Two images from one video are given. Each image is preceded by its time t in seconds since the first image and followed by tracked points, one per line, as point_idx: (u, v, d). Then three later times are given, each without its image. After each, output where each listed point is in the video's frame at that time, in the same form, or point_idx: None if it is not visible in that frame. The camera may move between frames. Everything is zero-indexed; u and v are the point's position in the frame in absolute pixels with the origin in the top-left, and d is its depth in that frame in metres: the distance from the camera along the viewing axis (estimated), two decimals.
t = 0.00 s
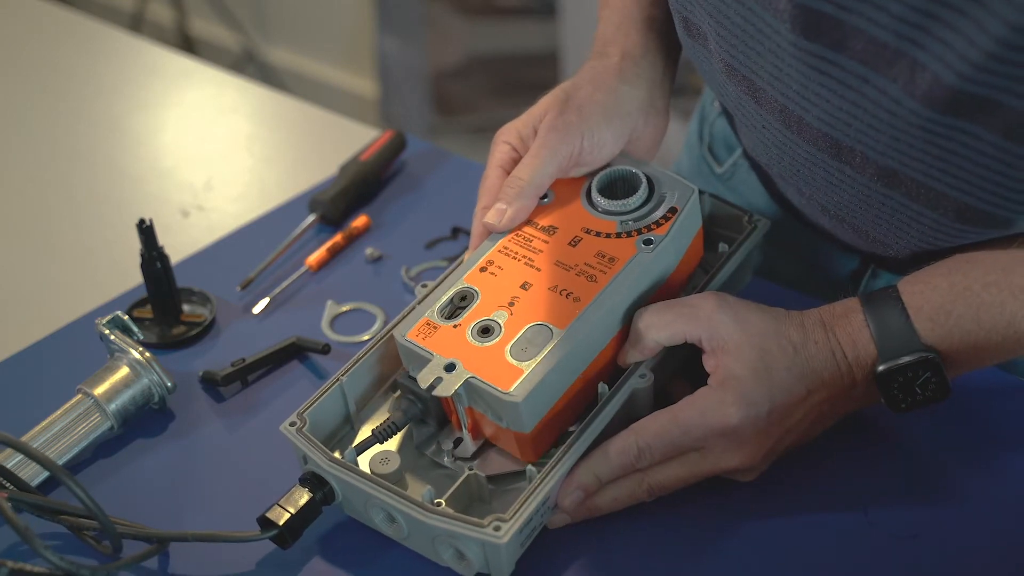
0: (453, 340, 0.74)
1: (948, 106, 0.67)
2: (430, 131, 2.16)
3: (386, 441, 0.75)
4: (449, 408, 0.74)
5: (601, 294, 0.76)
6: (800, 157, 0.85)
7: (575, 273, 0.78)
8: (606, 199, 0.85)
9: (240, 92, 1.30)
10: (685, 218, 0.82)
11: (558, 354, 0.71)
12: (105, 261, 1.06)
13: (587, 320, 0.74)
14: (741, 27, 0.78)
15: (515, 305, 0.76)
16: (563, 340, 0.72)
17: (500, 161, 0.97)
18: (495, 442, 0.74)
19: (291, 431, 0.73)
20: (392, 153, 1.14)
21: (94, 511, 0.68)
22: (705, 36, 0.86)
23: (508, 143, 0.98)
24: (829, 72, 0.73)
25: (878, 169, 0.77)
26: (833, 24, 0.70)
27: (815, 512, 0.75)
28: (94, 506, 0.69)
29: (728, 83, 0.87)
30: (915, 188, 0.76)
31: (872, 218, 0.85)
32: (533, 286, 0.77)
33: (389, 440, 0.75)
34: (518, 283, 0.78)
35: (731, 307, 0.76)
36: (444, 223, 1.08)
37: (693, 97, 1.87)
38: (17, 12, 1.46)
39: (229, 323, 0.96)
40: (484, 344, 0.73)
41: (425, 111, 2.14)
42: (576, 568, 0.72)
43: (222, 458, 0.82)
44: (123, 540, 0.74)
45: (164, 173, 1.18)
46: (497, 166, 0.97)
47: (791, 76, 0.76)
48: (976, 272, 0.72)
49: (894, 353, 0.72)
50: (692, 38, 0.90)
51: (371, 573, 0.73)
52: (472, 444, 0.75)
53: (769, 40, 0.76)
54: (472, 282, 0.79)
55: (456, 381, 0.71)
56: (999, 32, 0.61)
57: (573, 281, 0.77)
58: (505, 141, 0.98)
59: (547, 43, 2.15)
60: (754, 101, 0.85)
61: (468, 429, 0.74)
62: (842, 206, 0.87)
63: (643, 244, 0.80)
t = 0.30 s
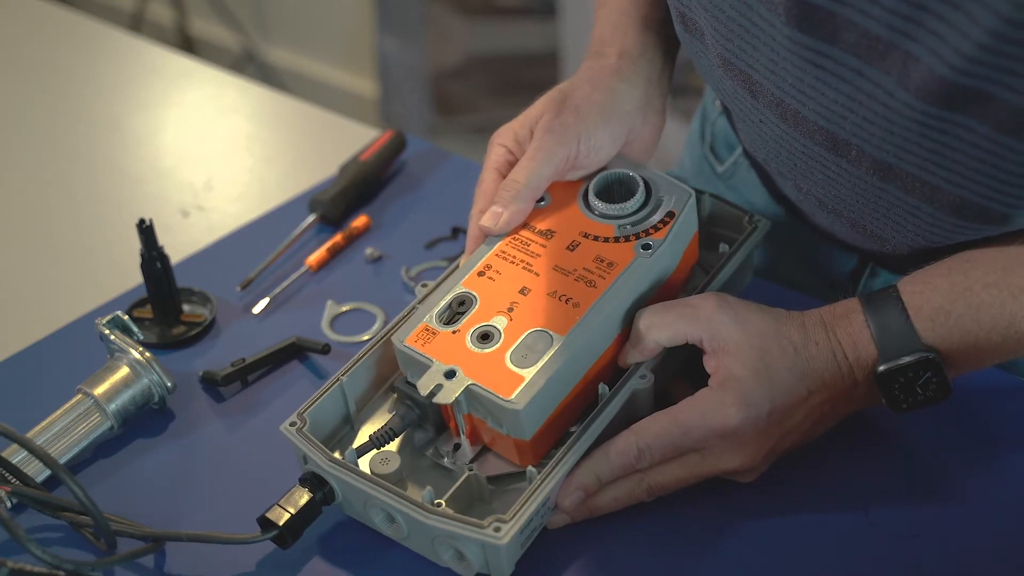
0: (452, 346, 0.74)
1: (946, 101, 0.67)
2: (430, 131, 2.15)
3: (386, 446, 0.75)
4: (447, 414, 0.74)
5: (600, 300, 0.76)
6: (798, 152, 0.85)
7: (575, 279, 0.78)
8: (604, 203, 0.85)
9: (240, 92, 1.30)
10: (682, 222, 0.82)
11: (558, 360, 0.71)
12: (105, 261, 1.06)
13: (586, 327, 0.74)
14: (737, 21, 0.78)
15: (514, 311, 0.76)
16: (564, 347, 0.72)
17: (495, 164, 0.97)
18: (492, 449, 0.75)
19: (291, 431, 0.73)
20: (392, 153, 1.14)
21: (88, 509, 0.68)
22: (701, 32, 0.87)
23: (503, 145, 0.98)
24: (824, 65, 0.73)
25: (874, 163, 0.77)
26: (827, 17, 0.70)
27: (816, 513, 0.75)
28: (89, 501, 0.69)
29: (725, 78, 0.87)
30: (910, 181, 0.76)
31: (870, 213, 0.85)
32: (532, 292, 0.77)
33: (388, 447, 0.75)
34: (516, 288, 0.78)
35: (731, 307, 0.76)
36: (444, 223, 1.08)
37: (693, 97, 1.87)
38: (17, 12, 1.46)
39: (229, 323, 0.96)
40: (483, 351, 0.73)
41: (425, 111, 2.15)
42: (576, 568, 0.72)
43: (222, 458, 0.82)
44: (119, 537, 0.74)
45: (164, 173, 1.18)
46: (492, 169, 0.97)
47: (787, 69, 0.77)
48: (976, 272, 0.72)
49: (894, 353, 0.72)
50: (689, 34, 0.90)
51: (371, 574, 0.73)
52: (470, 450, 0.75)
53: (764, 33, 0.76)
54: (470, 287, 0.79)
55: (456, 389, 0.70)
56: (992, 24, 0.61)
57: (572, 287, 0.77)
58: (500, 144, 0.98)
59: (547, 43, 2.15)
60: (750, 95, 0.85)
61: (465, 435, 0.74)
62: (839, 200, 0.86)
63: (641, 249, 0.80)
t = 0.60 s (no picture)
0: (450, 354, 0.74)
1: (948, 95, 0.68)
2: (430, 131, 2.15)
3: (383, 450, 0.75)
4: (442, 421, 0.74)
5: (599, 311, 0.76)
6: (803, 145, 0.85)
7: (572, 288, 0.78)
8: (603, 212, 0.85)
9: (240, 92, 1.30)
10: (682, 234, 0.82)
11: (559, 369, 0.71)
12: (105, 261, 1.06)
13: (584, 337, 0.74)
14: (743, 13, 0.79)
15: (512, 319, 0.76)
16: (563, 357, 0.72)
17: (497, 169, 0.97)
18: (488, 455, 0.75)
19: (291, 432, 0.73)
20: (392, 153, 1.14)
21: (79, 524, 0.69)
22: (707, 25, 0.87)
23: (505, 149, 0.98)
24: (827, 58, 0.74)
25: (878, 156, 0.77)
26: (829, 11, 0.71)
27: (816, 513, 0.75)
28: (71, 509, 0.70)
29: (730, 71, 0.87)
30: (913, 175, 0.75)
31: (874, 209, 0.84)
32: (530, 301, 0.78)
33: (385, 451, 0.75)
34: (515, 297, 0.78)
35: (732, 308, 0.76)
36: (444, 223, 1.08)
37: (693, 98, 1.87)
38: (17, 12, 1.46)
39: (229, 323, 0.96)
40: (481, 360, 0.73)
41: (425, 111, 2.15)
42: (576, 568, 0.72)
43: (222, 459, 0.82)
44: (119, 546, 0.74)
45: (164, 173, 1.18)
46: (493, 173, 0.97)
47: (791, 61, 0.77)
48: (976, 273, 0.72)
49: (895, 355, 0.72)
50: (697, 27, 0.90)
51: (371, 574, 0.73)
52: (464, 456, 0.75)
53: (769, 24, 0.77)
54: (468, 295, 0.79)
55: (454, 399, 0.70)
56: (991, 17, 0.62)
57: (570, 296, 0.77)
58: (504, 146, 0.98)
59: (547, 43, 2.15)
60: (756, 88, 0.85)
61: (460, 443, 0.74)
62: (845, 195, 0.86)
63: (641, 260, 0.80)
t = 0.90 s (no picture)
0: (451, 354, 0.74)
1: (957, 81, 0.68)
2: (430, 131, 2.16)
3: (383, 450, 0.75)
4: (442, 420, 0.74)
5: (598, 314, 0.76)
6: (809, 135, 0.85)
7: (571, 291, 0.78)
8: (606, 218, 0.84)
9: (240, 92, 1.30)
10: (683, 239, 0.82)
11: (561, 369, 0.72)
12: (105, 261, 1.06)
13: (585, 337, 0.74)
14: None
15: (513, 321, 0.76)
16: (564, 357, 0.73)
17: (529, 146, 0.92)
18: (487, 455, 0.75)
19: (291, 431, 0.73)
20: (392, 152, 1.14)
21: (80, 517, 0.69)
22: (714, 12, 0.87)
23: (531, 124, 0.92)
24: (836, 45, 0.74)
25: (884, 145, 0.77)
26: None
27: (816, 513, 0.75)
28: (74, 509, 0.70)
29: (736, 58, 0.87)
30: (920, 165, 0.76)
31: (875, 199, 0.84)
32: (531, 303, 0.78)
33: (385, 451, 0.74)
34: (516, 298, 0.78)
35: (734, 307, 0.76)
36: (444, 223, 1.08)
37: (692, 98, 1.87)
38: (17, 12, 1.47)
39: (229, 323, 0.96)
40: (482, 361, 0.73)
41: (425, 111, 2.15)
42: (577, 568, 0.72)
43: (222, 459, 0.82)
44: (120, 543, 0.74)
45: (164, 173, 1.18)
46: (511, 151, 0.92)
47: (800, 47, 0.77)
48: (978, 276, 0.71)
49: (895, 357, 0.72)
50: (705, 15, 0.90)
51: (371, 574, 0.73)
52: (463, 457, 0.75)
53: (779, 9, 0.77)
54: (469, 296, 0.79)
55: (454, 397, 0.71)
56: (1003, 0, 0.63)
57: (571, 298, 0.77)
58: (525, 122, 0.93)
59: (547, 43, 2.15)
60: (762, 76, 0.85)
61: (459, 444, 0.74)
62: (848, 184, 0.86)
63: (642, 263, 0.80)
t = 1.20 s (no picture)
0: (449, 348, 0.74)
1: (969, 62, 0.69)
2: (430, 131, 2.16)
3: (381, 448, 0.75)
4: (439, 417, 0.74)
5: (596, 311, 0.76)
6: (815, 123, 0.86)
7: (569, 289, 0.78)
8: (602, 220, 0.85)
9: (240, 92, 1.30)
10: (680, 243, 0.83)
11: (557, 362, 0.71)
12: (105, 261, 1.06)
13: (582, 333, 0.74)
14: None
15: (511, 318, 0.77)
16: (561, 351, 0.72)
17: (576, 169, 0.86)
18: (485, 454, 0.74)
19: (291, 430, 0.73)
20: (392, 153, 1.14)
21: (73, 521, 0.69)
22: None
23: (576, 153, 0.88)
24: (846, 29, 0.75)
25: (889, 134, 0.78)
26: None
27: (816, 513, 0.75)
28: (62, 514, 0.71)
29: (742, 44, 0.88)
30: (927, 151, 0.77)
31: (878, 189, 0.85)
32: (529, 301, 0.78)
33: (383, 450, 0.74)
34: (514, 297, 0.79)
35: (735, 308, 0.77)
36: (445, 223, 1.08)
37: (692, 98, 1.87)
38: (17, 12, 1.47)
39: (229, 323, 0.96)
40: (480, 354, 0.73)
41: (425, 111, 2.15)
42: (577, 568, 0.72)
43: (222, 458, 0.82)
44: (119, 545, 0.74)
45: (164, 173, 1.18)
46: (552, 177, 0.87)
47: (812, 32, 0.78)
48: (980, 279, 0.71)
49: (898, 358, 0.72)
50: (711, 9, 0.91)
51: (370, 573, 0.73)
52: (461, 455, 0.75)
53: None
54: (468, 296, 0.79)
55: (451, 388, 0.71)
56: None
57: (569, 296, 0.77)
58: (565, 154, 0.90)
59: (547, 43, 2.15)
60: (769, 63, 0.86)
61: (458, 441, 0.74)
62: (852, 174, 0.86)
63: (640, 264, 0.80)
